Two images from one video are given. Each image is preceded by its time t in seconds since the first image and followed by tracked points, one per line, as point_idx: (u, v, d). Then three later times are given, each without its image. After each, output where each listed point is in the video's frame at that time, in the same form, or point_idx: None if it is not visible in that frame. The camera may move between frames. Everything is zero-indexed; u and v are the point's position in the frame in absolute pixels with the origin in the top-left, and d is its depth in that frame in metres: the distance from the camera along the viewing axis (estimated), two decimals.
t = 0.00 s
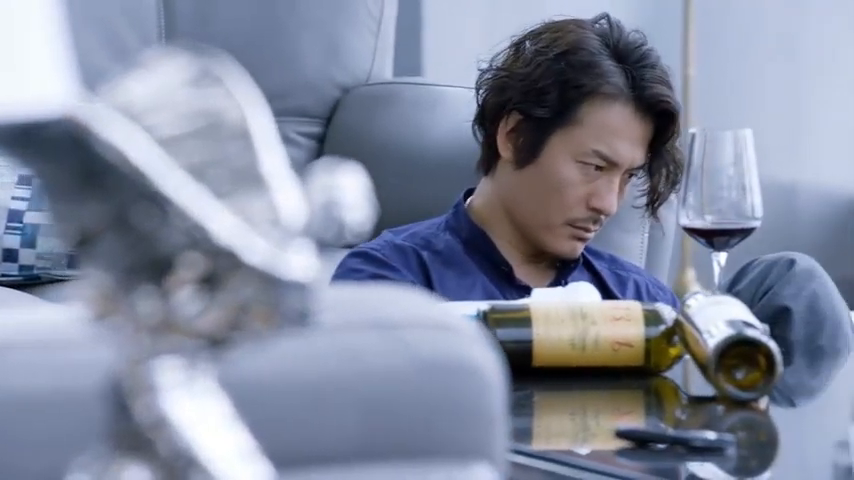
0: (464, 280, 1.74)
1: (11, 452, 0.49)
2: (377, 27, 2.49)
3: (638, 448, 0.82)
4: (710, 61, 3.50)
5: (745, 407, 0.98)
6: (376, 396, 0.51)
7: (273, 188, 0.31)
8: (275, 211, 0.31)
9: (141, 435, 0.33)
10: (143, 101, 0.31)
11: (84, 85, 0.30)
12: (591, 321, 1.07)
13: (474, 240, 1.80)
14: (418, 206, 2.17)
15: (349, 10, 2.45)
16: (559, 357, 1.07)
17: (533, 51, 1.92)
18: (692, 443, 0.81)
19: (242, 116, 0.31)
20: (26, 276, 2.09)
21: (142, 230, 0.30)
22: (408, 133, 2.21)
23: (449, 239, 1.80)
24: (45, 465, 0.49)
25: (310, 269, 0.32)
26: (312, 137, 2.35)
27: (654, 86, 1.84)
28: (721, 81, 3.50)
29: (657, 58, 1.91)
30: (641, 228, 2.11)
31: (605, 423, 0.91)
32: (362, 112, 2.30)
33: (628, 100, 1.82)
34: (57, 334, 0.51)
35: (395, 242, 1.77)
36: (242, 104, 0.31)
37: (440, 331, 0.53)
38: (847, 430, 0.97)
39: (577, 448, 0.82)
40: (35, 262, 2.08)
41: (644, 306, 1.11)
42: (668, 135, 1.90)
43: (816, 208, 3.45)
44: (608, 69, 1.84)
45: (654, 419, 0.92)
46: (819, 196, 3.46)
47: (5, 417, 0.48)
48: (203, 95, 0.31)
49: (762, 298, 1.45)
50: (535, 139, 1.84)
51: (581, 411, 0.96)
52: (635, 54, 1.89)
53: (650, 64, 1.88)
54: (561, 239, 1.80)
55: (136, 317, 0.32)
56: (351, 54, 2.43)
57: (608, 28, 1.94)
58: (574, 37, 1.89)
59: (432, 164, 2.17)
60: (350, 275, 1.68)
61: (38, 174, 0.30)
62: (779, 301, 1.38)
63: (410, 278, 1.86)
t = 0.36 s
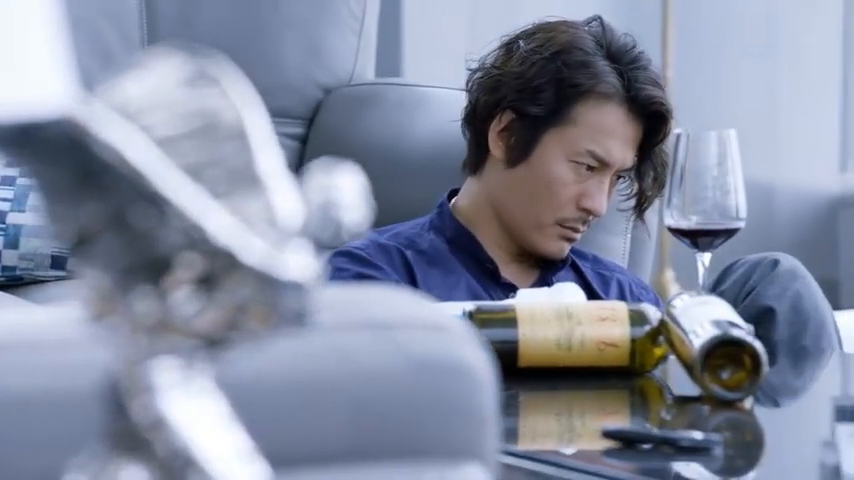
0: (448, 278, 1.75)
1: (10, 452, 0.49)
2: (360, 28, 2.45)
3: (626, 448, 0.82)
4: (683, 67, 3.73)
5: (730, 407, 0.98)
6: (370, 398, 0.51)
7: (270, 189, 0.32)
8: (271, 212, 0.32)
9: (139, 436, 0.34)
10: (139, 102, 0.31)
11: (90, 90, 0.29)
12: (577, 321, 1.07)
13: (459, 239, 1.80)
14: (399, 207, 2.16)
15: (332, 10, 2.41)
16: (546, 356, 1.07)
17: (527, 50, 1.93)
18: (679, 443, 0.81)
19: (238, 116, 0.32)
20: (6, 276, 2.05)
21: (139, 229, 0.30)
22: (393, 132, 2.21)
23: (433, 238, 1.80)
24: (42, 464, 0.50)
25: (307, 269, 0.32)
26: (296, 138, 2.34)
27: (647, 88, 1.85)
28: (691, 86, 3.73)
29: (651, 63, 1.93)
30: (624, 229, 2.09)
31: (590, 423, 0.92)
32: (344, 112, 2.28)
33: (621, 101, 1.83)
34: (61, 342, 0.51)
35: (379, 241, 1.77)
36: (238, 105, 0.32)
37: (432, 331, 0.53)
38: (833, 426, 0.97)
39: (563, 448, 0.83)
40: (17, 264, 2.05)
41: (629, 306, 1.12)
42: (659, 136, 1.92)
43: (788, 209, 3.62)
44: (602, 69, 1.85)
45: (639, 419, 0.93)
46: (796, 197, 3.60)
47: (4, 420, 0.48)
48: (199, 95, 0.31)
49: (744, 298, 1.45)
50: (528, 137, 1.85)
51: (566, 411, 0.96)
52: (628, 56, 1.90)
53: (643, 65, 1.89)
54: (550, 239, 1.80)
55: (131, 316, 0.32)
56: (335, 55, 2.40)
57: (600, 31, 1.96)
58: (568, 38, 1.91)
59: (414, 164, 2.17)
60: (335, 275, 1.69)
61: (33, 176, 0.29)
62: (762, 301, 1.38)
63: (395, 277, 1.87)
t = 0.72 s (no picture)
0: (434, 276, 1.76)
1: (11, 452, 0.49)
2: (344, 28, 2.42)
3: (614, 447, 0.83)
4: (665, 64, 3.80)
5: (719, 406, 0.98)
6: (363, 398, 0.51)
7: (269, 190, 0.32)
8: (270, 213, 0.32)
9: (140, 436, 0.34)
10: (138, 101, 0.31)
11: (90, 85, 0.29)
12: (564, 321, 1.08)
13: (445, 238, 1.82)
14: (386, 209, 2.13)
15: (315, 10, 2.39)
16: (534, 355, 1.07)
17: (511, 49, 1.94)
18: (667, 443, 0.82)
19: (236, 117, 0.32)
20: None
21: (139, 229, 0.31)
22: (375, 135, 2.17)
23: (419, 237, 1.81)
24: (41, 463, 0.50)
25: (307, 269, 0.32)
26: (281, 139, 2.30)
27: (631, 86, 1.86)
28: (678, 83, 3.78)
29: (635, 61, 1.94)
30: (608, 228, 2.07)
31: (578, 423, 0.92)
32: (330, 113, 2.24)
33: (606, 99, 1.83)
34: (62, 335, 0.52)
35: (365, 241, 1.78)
36: (236, 106, 0.32)
37: (425, 331, 0.53)
38: (820, 425, 0.97)
39: (550, 448, 0.83)
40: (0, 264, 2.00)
41: (616, 306, 1.12)
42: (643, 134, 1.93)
43: (765, 208, 3.58)
44: (587, 67, 1.85)
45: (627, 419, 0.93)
46: (775, 195, 3.57)
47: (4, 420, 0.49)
48: (197, 95, 0.31)
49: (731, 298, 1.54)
50: (513, 136, 1.85)
51: (554, 411, 0.97)
52: (611, 54, 1.91)
53: (626, 64, 1.90)
54: (536, 238, 1.80)
55: (131, 316, 0.32)
56: (318, 54, 2.37)
57: (583, 30, 1.97)
58: (552, 37, 1.91)
59: (402, 164, 2.13)
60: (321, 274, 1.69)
61: (32, 176, 0.29)
62: (749, 302, 1.43)
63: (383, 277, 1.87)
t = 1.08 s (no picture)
0: (420, 276, 1.77)
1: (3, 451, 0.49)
2: (327, 29, 2.26)
3: (601, 447, 0.83)
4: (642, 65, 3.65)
5: (705, 407, 0.99)
6: (360, 404, 0.51)
7: (267, 189, 0.33)
8: (267, 213, 0.33)
9: (137, 437, 0.34)
10: (139, 102, 0.32)
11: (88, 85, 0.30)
12: (551, 321, 1.07)
13: (430, 237, 1.83)
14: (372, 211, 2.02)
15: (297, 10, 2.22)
16: (521, 356, 1.08)
17: (493, 50, 1.93)
18: (656, 443, 0.83)
19: (234, 117, 0.33)
20: None
21: (137, 229, 0.32)
22: (357, 135, 2.06)
23: (404, 237, 1.82)
24: (28, 464, 0.49)
25: (304, 269, 0.34)
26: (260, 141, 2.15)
27: (614, 85, 1.86)
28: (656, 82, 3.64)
29: (617, 60, 1.94)
30: (592, 227, 2.02)
31: (564, 423, 0.93)
32: (311, 113, 2.11)
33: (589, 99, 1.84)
34: (61, 335, 0.50)
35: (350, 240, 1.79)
36: (234, 106, 0.33)
37: (418, 332, 0.52)
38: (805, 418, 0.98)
39: (536, 448, 0.84)
40: None
41: (604, 305, 1.11)
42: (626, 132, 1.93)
43: (744, 207, 3.58)
44: (570, 66, 1.86)
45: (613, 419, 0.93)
46: (755, 195, 3.55)
47: None
48: (195, 95, 0.32)
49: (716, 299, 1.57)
50: (496, 136, 1.86)
51: (541, 411, 0.97)
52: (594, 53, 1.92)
53: (608, 62, 1.91)
54: (521, 237, 1.80)
55: (130, 318, 0.33)
56: (299, 54, 2.21)
57: (564, 29, 1.98)
58: (534, 36, 1.92)
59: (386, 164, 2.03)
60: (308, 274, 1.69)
61: (33, 181, 0.30)
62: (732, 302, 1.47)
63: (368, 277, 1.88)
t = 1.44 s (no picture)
0: (402, 276, 1.77)
1: None
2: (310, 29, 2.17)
3: (586, 447, 0.84)
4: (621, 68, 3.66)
5: (690, 406, 0.99)
6: (348, 404, 0.51)
7: (259, 188, 0.34)
8: (261, 213, 0.34)
9: (132, 437, 0.35)
10: (129, 102, 0.32)
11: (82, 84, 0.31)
12: (535, 321, 1.08)
13: (413, 238, 1.83)
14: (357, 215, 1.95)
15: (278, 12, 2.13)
16: (505, 355, 1.08)
17: (477, 51, 1.95)
18: (642, 442, 0.83)
19: (228, 117, 0.32)
20: None
21: (130, 229, 0.32)
22: (340, 136, 1.95)
23: (387, 237, 1.83)
24: (23, 462, 0.49)
25: (298, 269, 0.35)
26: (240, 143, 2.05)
27: (597, 85, 1.87)
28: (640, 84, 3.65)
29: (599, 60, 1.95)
30: (575, 226, 2.01)
31: (550, 423, 0.93)
32: (292, 113, 1.99)
33: (573, 100, 1.85)
34: (54, 336, 0.50)
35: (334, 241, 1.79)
36: (228, 106, 0.32)
37: (407, 331, 0.52)
38: (788, 412, 0.98)
39: (521, 448, 0.84)
40: None
41: (588, 306, 1.12)
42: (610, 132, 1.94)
43: (727, 205, 3.57)
44: (553, 67, 1.87)
45: (597, 418, 0.94)
46: (735, 194, 3.57)
47: None
48: (188, 95, 0.32)
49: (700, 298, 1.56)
50: (481, 137, 1.86)
51: (526, 410, 0.98)
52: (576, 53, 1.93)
53: (591, 62, 1.92)
54: (505, 237, 1.80)
55: (125, 318, 0.34)
56: (281, 54, 2.13)
57: (546, 30, 1.99)
58: (517, 37, 1.93)
59: (369, 167, 1.95)
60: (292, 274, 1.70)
61: (28, 180, 0.31)
62: (716, 302, 1.48)
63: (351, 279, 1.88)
